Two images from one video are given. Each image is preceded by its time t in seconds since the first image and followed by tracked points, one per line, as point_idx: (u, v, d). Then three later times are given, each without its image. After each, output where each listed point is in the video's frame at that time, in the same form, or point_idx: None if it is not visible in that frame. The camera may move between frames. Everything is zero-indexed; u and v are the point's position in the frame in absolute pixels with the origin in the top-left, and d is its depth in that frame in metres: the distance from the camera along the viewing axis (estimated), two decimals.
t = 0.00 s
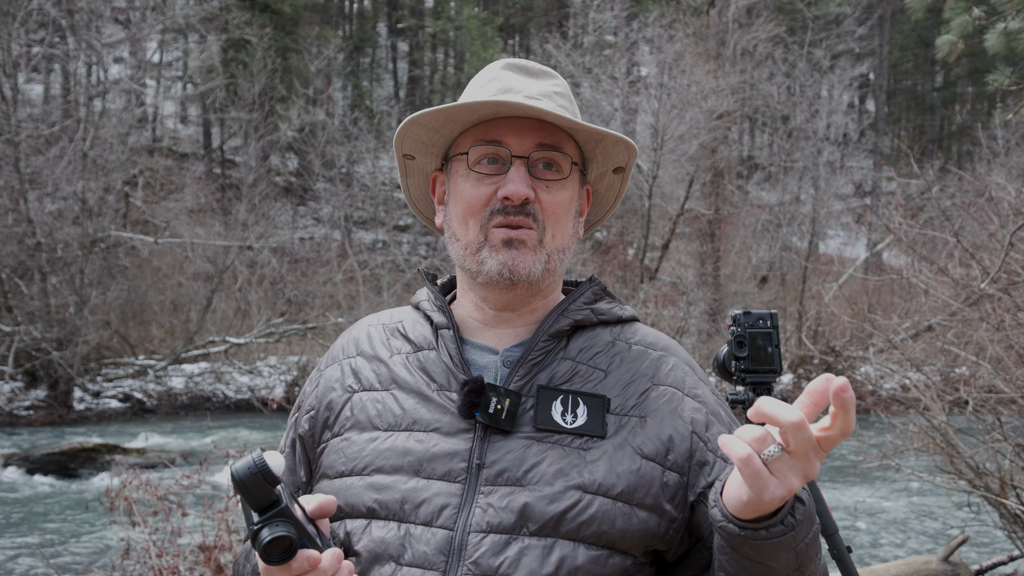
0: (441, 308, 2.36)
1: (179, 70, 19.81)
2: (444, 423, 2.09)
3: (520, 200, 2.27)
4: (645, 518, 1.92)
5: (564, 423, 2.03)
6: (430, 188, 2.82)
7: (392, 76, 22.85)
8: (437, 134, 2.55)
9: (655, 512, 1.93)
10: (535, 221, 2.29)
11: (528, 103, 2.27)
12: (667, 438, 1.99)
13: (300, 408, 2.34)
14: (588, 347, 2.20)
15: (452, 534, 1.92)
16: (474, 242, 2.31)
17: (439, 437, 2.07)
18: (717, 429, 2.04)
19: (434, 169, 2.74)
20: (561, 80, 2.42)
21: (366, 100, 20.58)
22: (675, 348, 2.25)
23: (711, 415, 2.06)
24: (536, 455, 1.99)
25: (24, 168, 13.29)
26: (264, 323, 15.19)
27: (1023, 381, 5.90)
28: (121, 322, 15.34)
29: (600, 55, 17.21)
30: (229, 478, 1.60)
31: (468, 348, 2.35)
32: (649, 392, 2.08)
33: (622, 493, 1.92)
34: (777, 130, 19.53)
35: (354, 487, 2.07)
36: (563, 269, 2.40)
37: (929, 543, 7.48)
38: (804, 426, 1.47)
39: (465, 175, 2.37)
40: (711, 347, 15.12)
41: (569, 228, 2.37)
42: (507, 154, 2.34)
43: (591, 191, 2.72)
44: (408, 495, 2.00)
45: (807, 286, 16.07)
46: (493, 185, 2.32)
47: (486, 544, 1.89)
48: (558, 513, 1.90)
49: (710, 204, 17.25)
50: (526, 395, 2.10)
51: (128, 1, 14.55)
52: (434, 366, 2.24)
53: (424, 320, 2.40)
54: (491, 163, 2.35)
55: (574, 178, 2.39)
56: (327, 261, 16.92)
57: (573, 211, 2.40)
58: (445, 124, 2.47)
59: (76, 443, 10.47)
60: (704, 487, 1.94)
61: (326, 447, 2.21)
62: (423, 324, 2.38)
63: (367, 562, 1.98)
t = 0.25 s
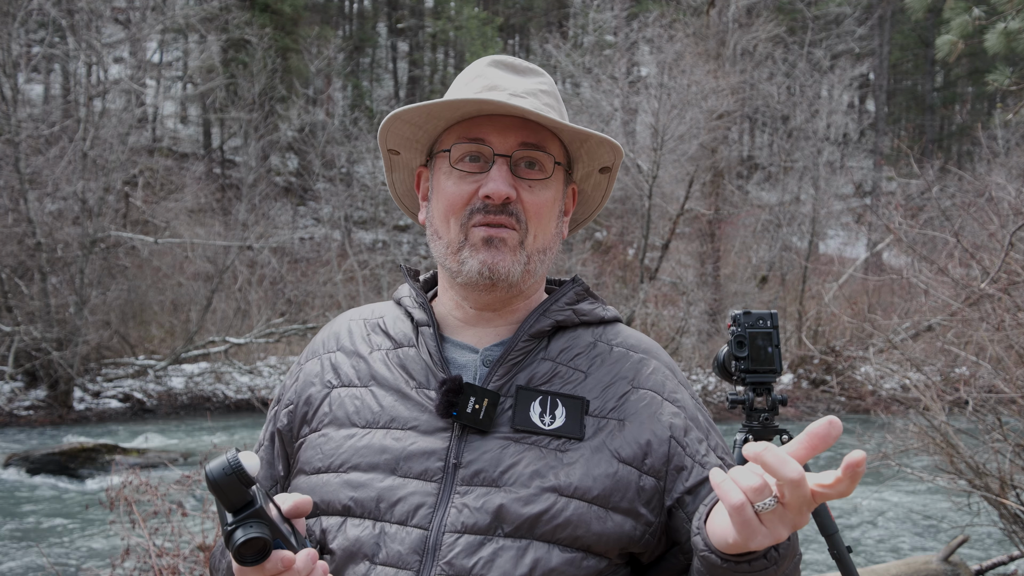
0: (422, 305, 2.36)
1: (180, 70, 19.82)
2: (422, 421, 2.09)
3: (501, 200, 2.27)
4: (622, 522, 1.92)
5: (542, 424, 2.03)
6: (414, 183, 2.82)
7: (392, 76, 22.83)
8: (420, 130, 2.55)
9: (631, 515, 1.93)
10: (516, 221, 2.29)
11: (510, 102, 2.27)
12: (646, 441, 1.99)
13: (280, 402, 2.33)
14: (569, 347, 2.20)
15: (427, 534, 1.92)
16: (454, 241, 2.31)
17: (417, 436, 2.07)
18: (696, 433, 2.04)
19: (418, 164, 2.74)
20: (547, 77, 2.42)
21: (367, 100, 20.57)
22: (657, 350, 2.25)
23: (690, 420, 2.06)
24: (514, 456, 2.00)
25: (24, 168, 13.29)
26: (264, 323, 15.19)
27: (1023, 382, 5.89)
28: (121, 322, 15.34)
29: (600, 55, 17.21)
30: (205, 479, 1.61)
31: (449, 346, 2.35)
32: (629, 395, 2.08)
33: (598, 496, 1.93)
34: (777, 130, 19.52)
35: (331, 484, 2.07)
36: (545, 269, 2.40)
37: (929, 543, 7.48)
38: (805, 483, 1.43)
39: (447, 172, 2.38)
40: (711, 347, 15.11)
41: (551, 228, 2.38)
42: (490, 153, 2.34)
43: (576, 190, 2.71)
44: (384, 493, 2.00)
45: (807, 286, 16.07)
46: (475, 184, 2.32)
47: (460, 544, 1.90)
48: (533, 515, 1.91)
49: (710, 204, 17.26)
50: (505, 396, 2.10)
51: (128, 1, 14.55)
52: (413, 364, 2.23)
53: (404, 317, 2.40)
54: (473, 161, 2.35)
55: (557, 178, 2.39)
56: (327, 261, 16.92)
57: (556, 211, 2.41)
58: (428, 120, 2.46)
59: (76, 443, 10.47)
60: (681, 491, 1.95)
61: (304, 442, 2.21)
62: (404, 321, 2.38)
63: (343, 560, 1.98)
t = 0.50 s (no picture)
0: (403, 301, 2.32)
1: (179, 70, 19.82)
2: (403, 423, 2.07)
3: (483, 200, 2.26)
4: (600, 526, 1.93)
5: (523, 427, 2.02)
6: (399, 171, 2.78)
7: (392, 76, 22.81)
8: (403, 121, 2.50)
9: (610, 519, 1.94)
10: (497, 221, 2.28)
11: (492, 101, 2.24)
12: (626, 444, 1.98)
13: (261, 394, 2.30)
14: (551, 346, 2.17)
15: (407, 540, 1.92)
16: (434, 238, 2.30)
17: (398, 437, 2.05)
18: (676, 432, 2.04)
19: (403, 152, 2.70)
20: (536, 69, 2.37)
21: (367, 100, 20.55)
22: (641, 346, 2.23)
23: (671, 418, 2.06)
24: (494, 460, 1.98)
25: (25, 168, 13.28)
26: (264, 323, 15.20)
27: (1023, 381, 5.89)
28: (122, 321, 15.34)
29: (599, 55, 17.22)
30: (187, 497, 1.61)
31: (430, 344, 2.32)
32: (611, 395, 2.07)
33: (578, 502, 1.93)
34: (777, 130, 19.52)
35: (312, 485, 2.06)
36: (528, 264, 2.38)
37: (929, 543, 7.47)
38: (775, 526, 1.36)
39: (429, 168, 2.36)
40: (711, 347, 15.11)
41: (534, 227, 2.36)
42: (472, 150, 2.31)
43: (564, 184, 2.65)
44: (365, 497, 1.98)
45: (807, 286, 16.06)
46: (457, 182, 2.29)
47: (441, 551, 1.89)
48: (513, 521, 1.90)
49: (710, 204, 17.27)
50: (486, 397, 2.07)
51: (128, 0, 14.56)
52: (394, 361, 2.20)
53: (386, 311, 2.36)
54: (455, 158, 2.33)
55: (541, 176, 2.37)
56: (327, 261, 16.90)
57: (540, 210, 2.38)
58: (412, 112, 2.43)
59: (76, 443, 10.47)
60: (661, 493, 1.95)
61: (286, 438, 2.19)
62: (385, 315, 2.34)
63: (324, 563, 1.97)
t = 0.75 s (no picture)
0: (384, 308, 2.23)
1: (179, 70, 19.83)
2: (386, 434, 2.01)
3: (457, 219, 2.11)
4: (581, 540, 1.88)
5: (503, 439, 1.95)
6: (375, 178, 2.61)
7: (392, 76, 22.81)
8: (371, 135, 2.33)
9: (589, 533, 1.88)
10: (474, 240, 2.14)
11: (461, 115, 2.08)
12: (606, 455, 1.91)
13: (249, 396, 2.27)
14: (533, 353, 2.07)
15: (388, 552, 1.89)
16: (408, 258, 2.17)
17: (381, 449, 2.00)
18: (660, 440, 1.95)
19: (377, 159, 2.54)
20: (509, 71, 2.17)
21: (367, 100, 20.55)
22: (627, 348, 2.12)
23: (656, 426, 1.96)
24: (474, 473, 1.93)
25: (24, 168, 13.28)
26: (264, 323, 15.20)
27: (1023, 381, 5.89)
28: (122, 322, 15.33)
29: (599, 55, 17.22)
30: (164, 528, 1.70)
31: (412, 352, 2.21)
32: (593, 403, 1.99)
33: (556, 516, 1.87)
34: (777, 130, 19.53)
35: (296, 495, 2.04)
36: (510, 278, 2.24)
37: (929, 543, 7.48)
38: None
39: (399, 186, 2.20)
40: (711, 347, 15.11)
41: (515, 241, 2.21)
42: (443, 167, 2.14)
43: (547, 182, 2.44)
44: (347, 510, 1.96)
45: (807, 286, 16.06)
46: (428, 201, 2.14)
47: (420, 566, 1.86)
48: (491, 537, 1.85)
49: (710, 204, 17.28)
50: (467, 409, 2.00)
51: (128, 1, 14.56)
52: (376, 370, 2.13)
53: (369, 315, 2.28)
54: (426, 175, 2.17)
55: (520, 188, 2.20)
56: (327, 261, 16.90)
57: (521, 220, 2.23)
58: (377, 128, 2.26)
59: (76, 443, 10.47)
60: (640, 501, 1.89)
61: (272, 444, 2.16)
62: (369, 320, 2.26)
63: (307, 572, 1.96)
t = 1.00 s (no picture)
0: (380, 316, 2.18)
1: (179, 70, 19.83)
2: (376, 443, 1.97)
3: (442, 237, 2.02)
4: (562, 556, 1.82)
5: (490, 453, 1.89)
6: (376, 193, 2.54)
7: (392, 76, 22.79)
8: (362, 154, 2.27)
9: (571, 549, 1.82)
10: (460, 255, 2.05)
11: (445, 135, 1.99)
12: (592, 473, 1.84)
13: (252, 394, 2.26)
14: (524, 367, 1.99)
15: (373, 560, 1.87)
16: (393, 273, 2.09)
17: (370, 458, 1.96)
18: (651, 458, 1.88)
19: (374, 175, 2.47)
20: (498, 83, 2.08)
21: (367, 100, 20.55)
22: (623, 361, 2.03)
23: (646, 444, 1.89)
24: (459, 487, 1.87)
25: (25, 168, 13.28)
26: (264, 323, 15.20)
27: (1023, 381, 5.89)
28: (121, 322, 15.33)
29: (599, 55, 17.22)
30: (151, 534, 1.63)
31: (404, 362, 2.16)
32: (583, 419, 1.91)
33: (538, 532, 1.82)
34: (777, 130, 19.54)
35: (288, 499, 2.02)
36: (500, 292, 2.15)
37: (929, 543, 7.48)
38: None
39: (384, 202, 2.12)
40: (711, 347, 15.11)
41: (504, 256, 2.11)
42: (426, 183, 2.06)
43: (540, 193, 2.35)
44: (336, 516, 1.93)
45: (807, 286, 16.05)
46: (412, 218, 2.06)
47: None
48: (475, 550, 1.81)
49: (710, 204, 17.29)
50: (456, 421, 1.93)
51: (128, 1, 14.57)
52: (370, 378, 2.09)
53: (367, 321, 2.23)
54: (410, 191, 2.08)
55: (508, 202, 2.10)
56: (327, 261, 16.90)
57: (511, 233, 2.14)
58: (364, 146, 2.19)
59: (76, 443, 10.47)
60: (626, 519, 1.84)
61: (270, 445, 2.14)
62: (366, 326, 2.21)
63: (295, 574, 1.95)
